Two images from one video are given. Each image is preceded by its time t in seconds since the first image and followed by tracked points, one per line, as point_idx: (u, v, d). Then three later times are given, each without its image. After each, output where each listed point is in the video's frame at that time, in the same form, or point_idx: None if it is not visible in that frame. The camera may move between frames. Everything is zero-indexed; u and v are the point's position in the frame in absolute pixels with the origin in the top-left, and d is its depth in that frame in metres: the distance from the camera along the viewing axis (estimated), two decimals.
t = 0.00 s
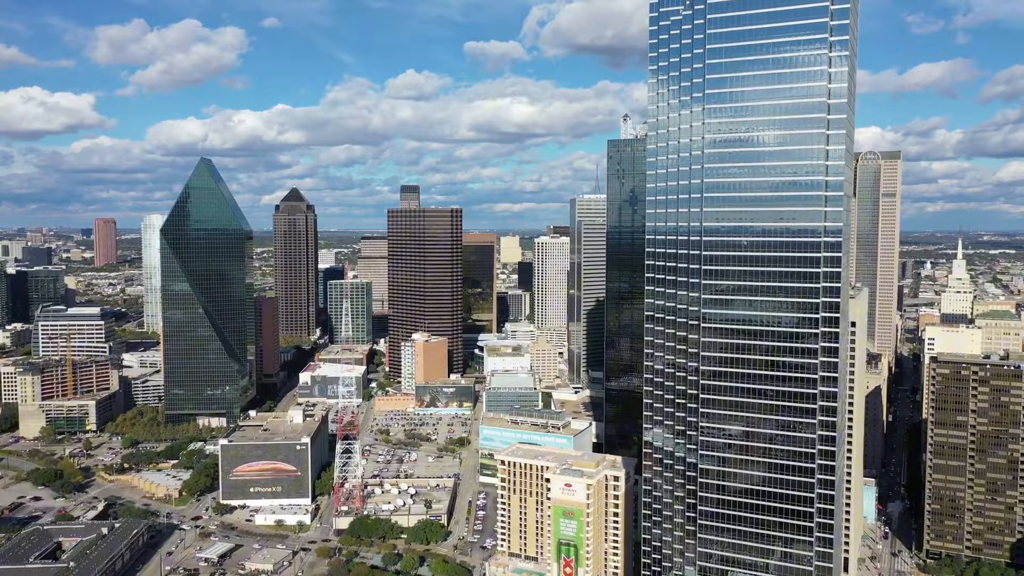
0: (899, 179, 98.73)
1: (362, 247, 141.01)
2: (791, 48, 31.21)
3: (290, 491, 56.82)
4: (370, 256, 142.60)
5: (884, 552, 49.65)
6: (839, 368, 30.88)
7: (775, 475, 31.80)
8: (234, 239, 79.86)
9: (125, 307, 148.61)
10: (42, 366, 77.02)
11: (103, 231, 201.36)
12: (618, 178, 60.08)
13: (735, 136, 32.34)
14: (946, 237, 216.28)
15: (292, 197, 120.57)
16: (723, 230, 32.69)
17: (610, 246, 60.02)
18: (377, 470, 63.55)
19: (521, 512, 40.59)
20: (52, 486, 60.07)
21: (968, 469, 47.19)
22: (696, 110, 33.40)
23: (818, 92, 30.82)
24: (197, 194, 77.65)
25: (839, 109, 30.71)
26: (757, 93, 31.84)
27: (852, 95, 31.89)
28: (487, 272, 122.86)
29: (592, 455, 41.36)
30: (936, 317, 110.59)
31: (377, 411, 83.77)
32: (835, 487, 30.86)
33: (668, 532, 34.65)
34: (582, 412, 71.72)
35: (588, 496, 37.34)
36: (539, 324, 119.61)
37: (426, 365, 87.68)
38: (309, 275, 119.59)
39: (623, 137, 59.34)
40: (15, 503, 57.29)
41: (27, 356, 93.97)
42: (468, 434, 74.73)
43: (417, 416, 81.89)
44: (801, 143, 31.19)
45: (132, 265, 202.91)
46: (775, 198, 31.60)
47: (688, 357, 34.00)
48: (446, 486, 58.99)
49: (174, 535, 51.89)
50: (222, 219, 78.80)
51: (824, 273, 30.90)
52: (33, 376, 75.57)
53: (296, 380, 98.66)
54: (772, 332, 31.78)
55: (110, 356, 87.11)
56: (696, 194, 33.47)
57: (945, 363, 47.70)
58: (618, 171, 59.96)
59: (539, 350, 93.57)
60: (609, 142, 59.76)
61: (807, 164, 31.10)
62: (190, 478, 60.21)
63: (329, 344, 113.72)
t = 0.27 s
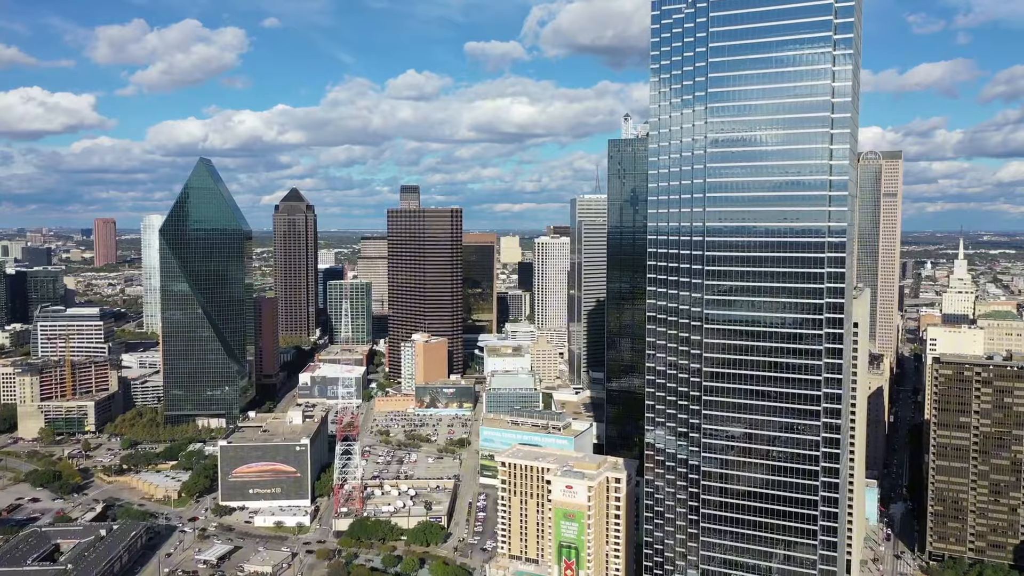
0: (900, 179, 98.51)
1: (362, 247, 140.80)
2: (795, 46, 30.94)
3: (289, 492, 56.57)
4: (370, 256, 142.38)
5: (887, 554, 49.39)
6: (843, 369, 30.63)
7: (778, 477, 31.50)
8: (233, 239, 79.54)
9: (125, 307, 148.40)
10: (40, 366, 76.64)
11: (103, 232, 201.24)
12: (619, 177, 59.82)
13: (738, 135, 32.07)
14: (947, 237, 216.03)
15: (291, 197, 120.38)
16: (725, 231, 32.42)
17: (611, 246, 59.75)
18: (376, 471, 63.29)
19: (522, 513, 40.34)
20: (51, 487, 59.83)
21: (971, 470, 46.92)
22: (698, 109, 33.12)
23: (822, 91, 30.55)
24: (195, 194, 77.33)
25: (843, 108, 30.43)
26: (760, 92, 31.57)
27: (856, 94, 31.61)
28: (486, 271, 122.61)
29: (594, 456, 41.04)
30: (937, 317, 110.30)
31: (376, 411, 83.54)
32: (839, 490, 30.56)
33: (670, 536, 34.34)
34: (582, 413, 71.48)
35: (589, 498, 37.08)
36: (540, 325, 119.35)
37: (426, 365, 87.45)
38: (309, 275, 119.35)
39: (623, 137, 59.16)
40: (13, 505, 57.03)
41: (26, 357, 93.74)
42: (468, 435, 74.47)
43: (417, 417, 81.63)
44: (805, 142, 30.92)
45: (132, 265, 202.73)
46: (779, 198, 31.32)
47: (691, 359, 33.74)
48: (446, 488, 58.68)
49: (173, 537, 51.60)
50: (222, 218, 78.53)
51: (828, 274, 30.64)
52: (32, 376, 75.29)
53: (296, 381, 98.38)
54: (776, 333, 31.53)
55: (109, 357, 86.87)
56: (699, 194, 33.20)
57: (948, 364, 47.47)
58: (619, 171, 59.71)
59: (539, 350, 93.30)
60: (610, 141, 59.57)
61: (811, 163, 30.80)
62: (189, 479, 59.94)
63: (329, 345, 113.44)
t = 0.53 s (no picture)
0: (902, 179, 98.21)
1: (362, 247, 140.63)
2: (799, 44, 30.65)
3: (289, 494, 56.30)
4: (370, 256, 142.20)
5: (889, 555, 49.16)
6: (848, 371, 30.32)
7: (783, 480, 31.22)
8: (233, 239, 79.29)
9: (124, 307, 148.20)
10: (39, 367, 76.00)
11: (103, 232, 201.16)
12: (620, 177, 59.54)
13: (742, 135, 31.80)
14: (947, 236, 215.85)
15: (291, 198, 120.20)
16: (728, 231, 32.15)
17: (612, 246, 59.47)
18: (376, 472, 63.06)
19: (522, 516, 40.09)
20: (49, 489, 59.58)
21: (974, 472, 46.67)
22: (701, 108, 32.82)
23: (827, 90, 30.29)
24: (195, 194, 77.05)
25: (848, 107, 30.16)
26: (763, 91, 31.29)
27: (861, 93, 31.34)
28: (485, 271, 122.19)
29: (594, 458, 40.77)
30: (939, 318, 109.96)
31: (377, 412, 83.35)
32: (844, 493, 30.26)
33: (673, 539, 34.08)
34: (583, 414, 71.25)
35: (591, 501, 36.81)
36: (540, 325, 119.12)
37: (426, 366, 87.24)
38: (309, 276, 119.11)
39: (624, 137, 58.97)
40: (12, 506, 56.76)
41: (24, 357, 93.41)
42: (468, 436, 74.21)
43: (418, 418, 81.39)
44: (809, 141, 30.66)
45: (132, 265, 202.53)
46: (783, 198, 31.06)
47: (694, 360, 33.45)
48: (446, 489, 58.40)
49: (172, 539, 51.36)
50: (221, 219, 78.30)
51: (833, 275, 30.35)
52: (30, 377, 74.65)
53: (296, 381, 98.11)
54: (780, 335, 31.25)
55: (108, 358, 86.61)
56: (701, 194, 32.96)
57: (951, 365, 47.23)
58: (620, 171, 59.46)
59: (540, 351, 93.08)
60: (611, 141, 59.34)
61: (816, 163, 30.53)
62: (189, 480, 59.65)
63: (329, 345, 113.22)
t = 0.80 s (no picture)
0: (903, 179, 98.04)
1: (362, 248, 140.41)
2: (803, 43, 30.38)
3: (288, 495, 56.07)
4: (370, 257, 141.98)
5: (892, 557, 48.91)
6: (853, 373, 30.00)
7: (786, 483, 30.93)
8: (233, 239, 79.02)
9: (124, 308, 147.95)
10: (37, 367, 76.13)
11: (103, 232, 201.05)
12: (621, 177, 59.25)
13: (746, 134, 31.52)
14: (948, 236, 215.60)
15: (291, 198, 120.00)
16: (732, 232, 31.87)
17: (613, 246, 59.14)
18: (376, 473, 62.80)
19: (523, 518, 39.80)
20: (48, 490, 59.32)
21: (977, 474, 46.41)
22: (705, 107, 32.56)
23: (831, 89, 30.02)
24: (194, 194, 76.75)
25: (852, 106, 29.87)
26: (766, 89, 31.02)
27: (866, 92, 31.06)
28: (485, 271, 121.99)
29: (596, 460, 40.51)
30: (940, 318, 109.76)
31: (377, 413, 83.12)
32: (848, 496, 29.93)
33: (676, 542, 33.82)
34: (584, 415, 70.99)
35: (592, 503, 36.55)
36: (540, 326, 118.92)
37: (426, 367, 86.95)
38: (309, 276, 118.86)
39: (626, 137, 58.68)
40: (10, 508, 56.51)
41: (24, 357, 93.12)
42: (469, 437, 73.95)
43: (418, 419, 81.12)
44: (814, 141, 30.39)
45: (132, 265, 202.28)
46: (787, 198, 30.78)
47: (697, 362, 33.20)
48: (446, 491, 58.13)
49: (171, 540, 51.11)
50: (221, 219, 78.02)
51: (837, 275, 30.08)
52: (28, 378, 74.83)
53: (296, 382, 97.83)
54: (783, 336, 30.98)
55: (108, 358, 86.37)
56: (704, 194, 32.73)
57: (954, 366, 46.99)
58: (621, 171, 59.12)
59: (540, 351, 92.81)
60: (612, 141, 59.07)
61: (820, 163, 30.26)
62: (188, 482, 59.39)
63: (329, 346, 112.94)
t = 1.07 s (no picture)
0: (905, 180, 97.72)
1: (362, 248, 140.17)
2: (807, 41, 30.12)
3: (288, 496, 55.83)
4: (370, 258, 141.82)
5: (895, 559, 48.65)
6: (859, 374, 29.72)
7: (791, 486, 30.65)
8: (232, 239, 78.77)
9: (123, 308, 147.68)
10: (36, 368, 76.19)
11: (102, 232, 200.83)
12: (622, 178, 58.89)
13: (750, 134, 31.25)
14: (948, 237, 215.44)
15: (291, 198, 119.71)
16: (736, 232, 31.60)
17: (614, 247, 58.78)
18: (376, 475, 62.56)
19: (524, 520, 39.52)
20: (46, 491, 59.05)
21: (981, 476, 46.13)
22: (708, 107, 32.29)
23: (836, 88, 29.76)
24: (194, 193, 76.48)
25: (858, 105, 29.61)
26: (770, 88, 30.77)
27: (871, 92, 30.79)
28: (486, 273, 122.46)
29: (597, 462, 40.29)
30: (941, 319, 109.52)
31: (377, 414, 82.87)
32: (854, 499, 29.67)
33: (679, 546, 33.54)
34: (585, 416, 70.75)
35: (594, 505, 36.27)
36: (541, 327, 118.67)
37: (426, 367, 86.63)
38: (309, 276, 118.50)
39: (627, 136, 58.37)
40: (9, 509, 56.24)
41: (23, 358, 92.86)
42: (469, 438, 73.68)
43: (418, 420, 80.86)
44: (819, 140, 30.12)
45: (132, 265, 202.10)
46: (791, 199, 30.54)
47: (702, 364, 32.85)
48: (447, 492, 57.86)
49: (170, 542, 50.86)
50: (220, 219, 77.74)
51: (842, 276, 29.82)
52: (28, 379, 74.99)
53: (296, 383, 97.55)
54: (788, 338, 30.70)
55: (107, 359, 86.10)
56: (707, 195, 32.47)
57: (957, 367, 46.74)
58: (622, 171, 58.75)
59: (541, 352, 92.57)
60: (613, 141, 58.78)
61: (825, 163, 30.00)
62: (187, 483, 59.14)
63: (329, 346, 112.70)
